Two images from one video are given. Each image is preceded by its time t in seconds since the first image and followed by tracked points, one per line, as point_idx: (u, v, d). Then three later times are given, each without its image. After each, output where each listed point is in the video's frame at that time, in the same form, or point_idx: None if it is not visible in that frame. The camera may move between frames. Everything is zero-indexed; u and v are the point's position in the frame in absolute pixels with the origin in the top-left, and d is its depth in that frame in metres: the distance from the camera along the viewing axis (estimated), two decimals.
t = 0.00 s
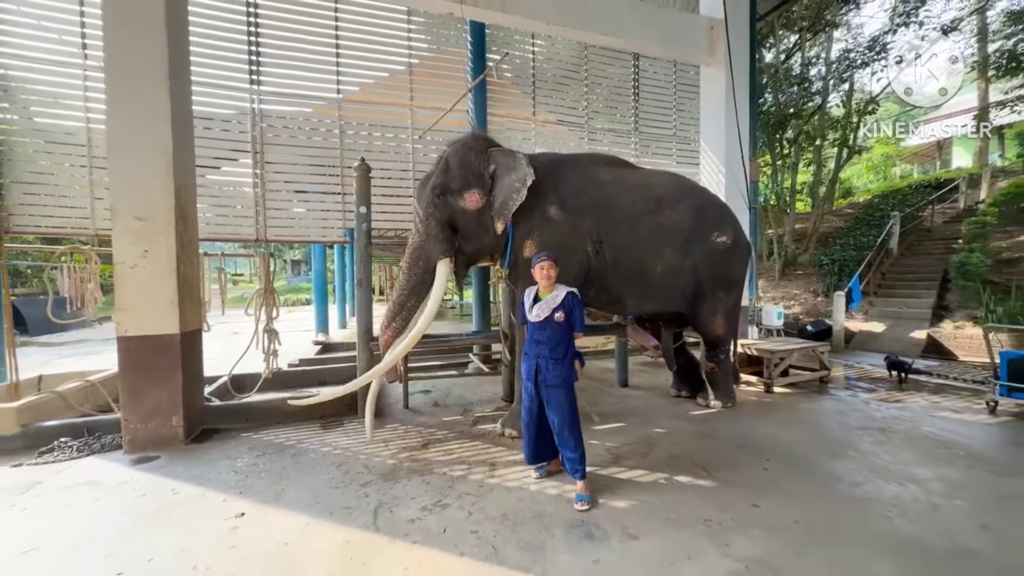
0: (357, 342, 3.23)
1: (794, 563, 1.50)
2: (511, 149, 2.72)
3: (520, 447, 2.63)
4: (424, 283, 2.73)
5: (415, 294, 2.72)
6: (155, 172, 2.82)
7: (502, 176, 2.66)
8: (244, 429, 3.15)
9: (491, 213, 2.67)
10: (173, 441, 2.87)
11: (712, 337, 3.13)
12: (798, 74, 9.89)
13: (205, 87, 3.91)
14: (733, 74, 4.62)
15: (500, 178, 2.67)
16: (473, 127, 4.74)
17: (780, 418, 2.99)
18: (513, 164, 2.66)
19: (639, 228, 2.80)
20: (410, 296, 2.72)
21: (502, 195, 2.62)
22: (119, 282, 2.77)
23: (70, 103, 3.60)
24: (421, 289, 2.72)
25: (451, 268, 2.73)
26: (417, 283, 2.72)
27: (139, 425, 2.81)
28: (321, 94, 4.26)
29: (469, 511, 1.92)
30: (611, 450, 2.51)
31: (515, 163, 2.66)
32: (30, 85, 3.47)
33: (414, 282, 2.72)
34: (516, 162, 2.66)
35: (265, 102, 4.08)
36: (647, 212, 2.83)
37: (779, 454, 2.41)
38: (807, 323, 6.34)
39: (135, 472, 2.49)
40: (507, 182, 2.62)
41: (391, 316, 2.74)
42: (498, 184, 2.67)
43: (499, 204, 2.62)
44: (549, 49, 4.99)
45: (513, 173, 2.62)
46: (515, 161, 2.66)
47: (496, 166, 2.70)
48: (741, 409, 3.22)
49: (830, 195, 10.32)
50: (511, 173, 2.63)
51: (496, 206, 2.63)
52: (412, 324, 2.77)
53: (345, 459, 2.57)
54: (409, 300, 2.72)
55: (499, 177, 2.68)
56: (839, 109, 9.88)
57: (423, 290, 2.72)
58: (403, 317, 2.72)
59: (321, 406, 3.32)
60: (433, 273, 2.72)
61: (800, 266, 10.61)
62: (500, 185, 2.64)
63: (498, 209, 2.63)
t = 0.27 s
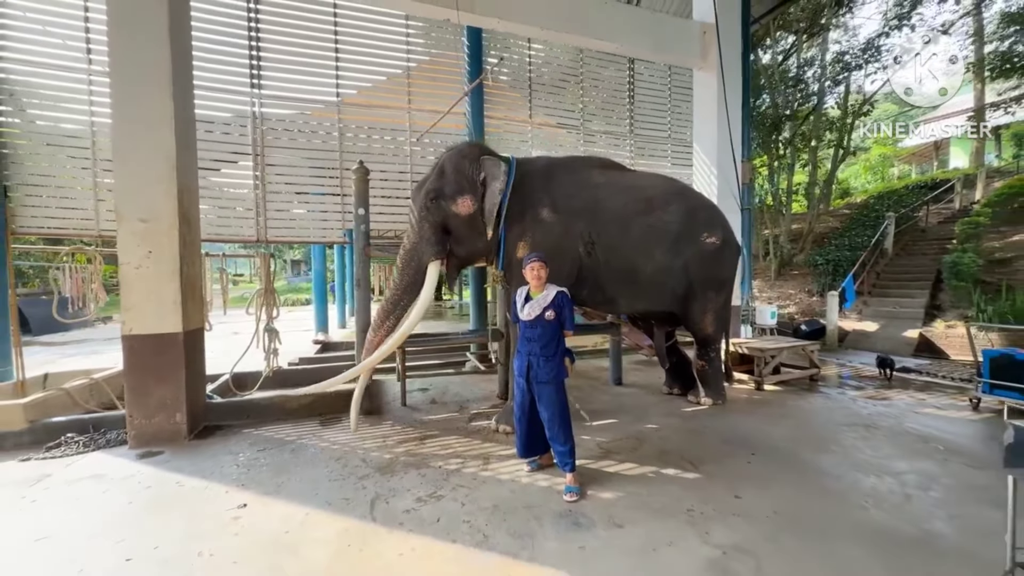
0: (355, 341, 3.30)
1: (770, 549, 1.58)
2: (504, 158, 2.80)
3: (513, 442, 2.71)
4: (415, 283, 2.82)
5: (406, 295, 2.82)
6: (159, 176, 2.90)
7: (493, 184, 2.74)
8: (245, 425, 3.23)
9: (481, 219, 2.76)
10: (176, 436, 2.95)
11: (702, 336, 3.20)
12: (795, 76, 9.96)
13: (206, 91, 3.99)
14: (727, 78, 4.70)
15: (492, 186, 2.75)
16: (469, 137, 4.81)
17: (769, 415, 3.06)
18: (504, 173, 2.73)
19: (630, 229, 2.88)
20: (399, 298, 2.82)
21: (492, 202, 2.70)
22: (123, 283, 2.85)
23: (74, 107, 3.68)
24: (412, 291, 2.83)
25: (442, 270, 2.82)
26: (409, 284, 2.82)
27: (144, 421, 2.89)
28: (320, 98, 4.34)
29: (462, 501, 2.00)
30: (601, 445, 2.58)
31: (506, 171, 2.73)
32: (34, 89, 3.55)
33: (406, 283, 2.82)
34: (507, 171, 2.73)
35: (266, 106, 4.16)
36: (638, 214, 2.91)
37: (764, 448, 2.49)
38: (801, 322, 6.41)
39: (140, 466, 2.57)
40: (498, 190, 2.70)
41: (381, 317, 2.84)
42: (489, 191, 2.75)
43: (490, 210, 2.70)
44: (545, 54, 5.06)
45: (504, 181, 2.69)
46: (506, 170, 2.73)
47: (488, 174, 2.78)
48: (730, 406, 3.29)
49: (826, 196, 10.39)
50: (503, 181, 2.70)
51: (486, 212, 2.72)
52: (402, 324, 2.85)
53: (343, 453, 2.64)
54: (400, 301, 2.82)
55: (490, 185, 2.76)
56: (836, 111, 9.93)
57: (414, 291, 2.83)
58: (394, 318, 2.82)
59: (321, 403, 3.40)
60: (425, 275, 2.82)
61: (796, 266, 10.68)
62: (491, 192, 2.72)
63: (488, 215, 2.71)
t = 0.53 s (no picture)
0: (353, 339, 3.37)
1: (746, 535, 1.66)
2: (498, 162, 2.88)
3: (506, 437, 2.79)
4: (410, 283, 2.91)
5: (399, 295, 2.90)
6: (161, 178, 2.98)
7: (488, 188, 2.82)
8: (246, 421, 3.31)
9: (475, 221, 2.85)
10: (179, 431, 3.03)
11: (692, 334, 3.27)
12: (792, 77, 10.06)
13: (207, 94, 4.07)
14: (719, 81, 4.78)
15: (486, 189, 2.83)
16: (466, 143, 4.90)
17: (756, 411, 3.14)
18: (498, 177, 2.82)
19: (620, 229, 2.96)
20: (392, 297, 2.90)
21: (487, 205, 2.79)
22: (128, 282, 2.93)
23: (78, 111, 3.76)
24: (405, 291, 2.91)
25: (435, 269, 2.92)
26: (403, 284, 2.91)
27: (148, 416, 2.97)
28: (319, 101, 4.41)
29: (455, 491, 2.08)
30: (592, 439, 2.66)
31: (500, 176, 2.81)
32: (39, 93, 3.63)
33: (400, 283, 2.91)
34: (501, 175, 2.82)
35: (265, 109, 4.24)
36: (627, 215, 2.99)
37: (748, 442, 2.57)
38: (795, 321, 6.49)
39: (145, 459, 2.65)
40: (492, 194, 2.79)
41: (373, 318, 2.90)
42: (483, 194, 2.84)
43: (484, 213, 2.79)
44: (541, 57, 5.13)
45: (497, 185, 2.78)
46: (500, 174, 2.82)
47: (482, 177, 2.87)
48: (719, 402, 3.37)
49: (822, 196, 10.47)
50: (496, 185, 2.78)
51: (481, 215, 2.81)
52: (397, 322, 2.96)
53: (341, 447, 2.72)
54: (394, 300, 2.90)
55: (484, 188, 2.85)
56: (832, 112, 9.99)
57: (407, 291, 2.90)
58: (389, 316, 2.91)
59: (320, 400, 3.48)
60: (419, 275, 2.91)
61: (792, 266, 10.76)
62: (485, 196, 2.81)
63: (482, 217, 2.80)
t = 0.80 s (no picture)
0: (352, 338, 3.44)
1: (729, 525, 1.73)
2: (496, 164, 2.95)
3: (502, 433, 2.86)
4: (409, 281, 2.98)
5: (400, 293, 2.97)
6: (166, 179, 3.04)
7: (486, 189, 2.89)
8: (247, 418, 3.38)
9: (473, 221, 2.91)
10: (183, 428, 3.10)
11: (684, 333, 3.34)
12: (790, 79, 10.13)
13: (209, 97, 4.13)
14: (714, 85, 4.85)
15: (484, 190, 2.90)
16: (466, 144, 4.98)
17: (747, 409, 3.21)
18: (496, 178, 2.88)
19: (613, 230, 3.03)
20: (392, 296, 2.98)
21: (485, 206, 2.85)
22: (133, 282, 3.00)
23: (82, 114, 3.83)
24: (405, 290, 2.99)
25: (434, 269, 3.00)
26: (403, 283, 2.98)
27: (152, 413, 3.04)
28: (319, 103, 4.48)
29: (451, 485, 2.15)
30: (585, 435, 2.73)
31: (499, 177, 2.87)
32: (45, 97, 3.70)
33: (400, 282, 2.98)
34: (499, 177, 2.88)
35: (267, 112, 4.31)
36: (620, 216, 3.06)
37: (737, 438, 2.63)
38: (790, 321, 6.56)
39: (149, 455, 2.72)
40: (490, 195, 2.85)
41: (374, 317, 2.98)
42: (481, 195, 2.91)
43: (482, 214, 2.85)
44: (538, 60, 5.20)
45: (495, 186, 2.85)
46: (498, 175, 2.89)
47: (481, 179, 2.93)
48: (712, 400, 3.44)
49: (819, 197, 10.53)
50: (494, 186, 2.85)
51: (479, 215, 2.87)
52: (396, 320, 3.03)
53: (341, 443, 2.79)
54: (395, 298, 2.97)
55: (482, 189, 2.92)
56: (829, 113, 10.05)
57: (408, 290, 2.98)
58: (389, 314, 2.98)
59: (320, 398, 3.54)
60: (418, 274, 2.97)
61: (789, 266, 10.82)
62: (483, 197, 2.88)
63: (481, 218, 2.86)
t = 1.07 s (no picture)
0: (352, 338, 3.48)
1: (721, 521, 1.77)
2: (494, 165, 3.01)
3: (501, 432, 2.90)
4: (413, 282, 3.02)
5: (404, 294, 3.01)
6: (169, 181, 3.09)
7: (486, 190, 2.95)
8: (250, 417, 3.43)
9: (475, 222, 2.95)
10: (187, 426, 3.15)
11: (682, 333, 3.38)
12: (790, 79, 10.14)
13: (211, 100, 4.18)
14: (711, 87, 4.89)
15: (484, 191, 2.95)
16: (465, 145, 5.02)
17: (742, 408, 3.25)
18: (496, 179, 2.94)
19: (610, 232, 3.07)
20: (397, 297, 3.01)
21: (486, 206, 2.90)
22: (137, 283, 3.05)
23: (86, 116, 3.88)
24: (409, 290, 3.02)
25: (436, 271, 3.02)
26: (406, 283, 3.00)
27: (156, 412, 3.09)
28: (320, 106, 4.53)
29: (450, 482, 2.20)
30: (582, 434, 2.78)
31: (498, 177, 2.95)
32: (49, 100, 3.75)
33: (404, 282, 3.01)
34: (499, 177, 2.95)
35: (268, 114, 4.36)
36: (617, 218, 3.10)
37: (732, 437, 2.68)
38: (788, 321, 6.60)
39: (154, 453, 2.77)
40: (491, 195, 2.90)
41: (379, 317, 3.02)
42: (482, 196, 2.96)
43: (483, 214, 2.90)
44: (537, 62, 5.24)
45: (494, 186, 2.92)
46: (498, 176, 2.95)
47: (480, 180, 2.99)
48: (708, 400, 3.48)
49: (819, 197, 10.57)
50: (493, 186, 2.92)
51: (481, 215, 2.92)
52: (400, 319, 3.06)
53: (342, 442, 2.84)
54: (399, 299, 3.00)
55: (482, 190, 2.97)
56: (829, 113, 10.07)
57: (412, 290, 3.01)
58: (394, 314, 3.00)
59: (321, 397, 3.59)
60: (421, 275, 3.00)
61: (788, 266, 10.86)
62: (484, 197, 2.93)
63: (482, 218, 2.91)
